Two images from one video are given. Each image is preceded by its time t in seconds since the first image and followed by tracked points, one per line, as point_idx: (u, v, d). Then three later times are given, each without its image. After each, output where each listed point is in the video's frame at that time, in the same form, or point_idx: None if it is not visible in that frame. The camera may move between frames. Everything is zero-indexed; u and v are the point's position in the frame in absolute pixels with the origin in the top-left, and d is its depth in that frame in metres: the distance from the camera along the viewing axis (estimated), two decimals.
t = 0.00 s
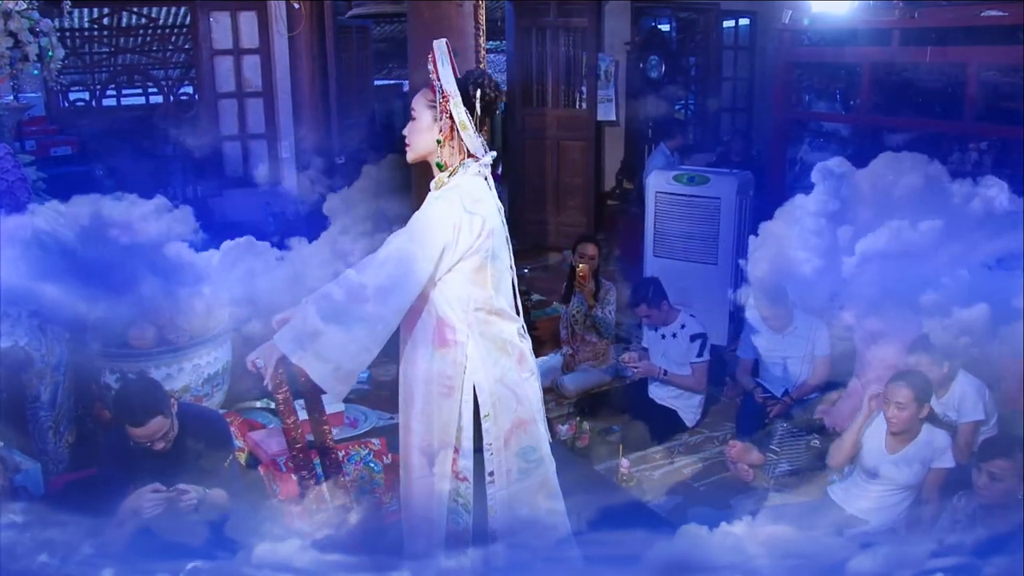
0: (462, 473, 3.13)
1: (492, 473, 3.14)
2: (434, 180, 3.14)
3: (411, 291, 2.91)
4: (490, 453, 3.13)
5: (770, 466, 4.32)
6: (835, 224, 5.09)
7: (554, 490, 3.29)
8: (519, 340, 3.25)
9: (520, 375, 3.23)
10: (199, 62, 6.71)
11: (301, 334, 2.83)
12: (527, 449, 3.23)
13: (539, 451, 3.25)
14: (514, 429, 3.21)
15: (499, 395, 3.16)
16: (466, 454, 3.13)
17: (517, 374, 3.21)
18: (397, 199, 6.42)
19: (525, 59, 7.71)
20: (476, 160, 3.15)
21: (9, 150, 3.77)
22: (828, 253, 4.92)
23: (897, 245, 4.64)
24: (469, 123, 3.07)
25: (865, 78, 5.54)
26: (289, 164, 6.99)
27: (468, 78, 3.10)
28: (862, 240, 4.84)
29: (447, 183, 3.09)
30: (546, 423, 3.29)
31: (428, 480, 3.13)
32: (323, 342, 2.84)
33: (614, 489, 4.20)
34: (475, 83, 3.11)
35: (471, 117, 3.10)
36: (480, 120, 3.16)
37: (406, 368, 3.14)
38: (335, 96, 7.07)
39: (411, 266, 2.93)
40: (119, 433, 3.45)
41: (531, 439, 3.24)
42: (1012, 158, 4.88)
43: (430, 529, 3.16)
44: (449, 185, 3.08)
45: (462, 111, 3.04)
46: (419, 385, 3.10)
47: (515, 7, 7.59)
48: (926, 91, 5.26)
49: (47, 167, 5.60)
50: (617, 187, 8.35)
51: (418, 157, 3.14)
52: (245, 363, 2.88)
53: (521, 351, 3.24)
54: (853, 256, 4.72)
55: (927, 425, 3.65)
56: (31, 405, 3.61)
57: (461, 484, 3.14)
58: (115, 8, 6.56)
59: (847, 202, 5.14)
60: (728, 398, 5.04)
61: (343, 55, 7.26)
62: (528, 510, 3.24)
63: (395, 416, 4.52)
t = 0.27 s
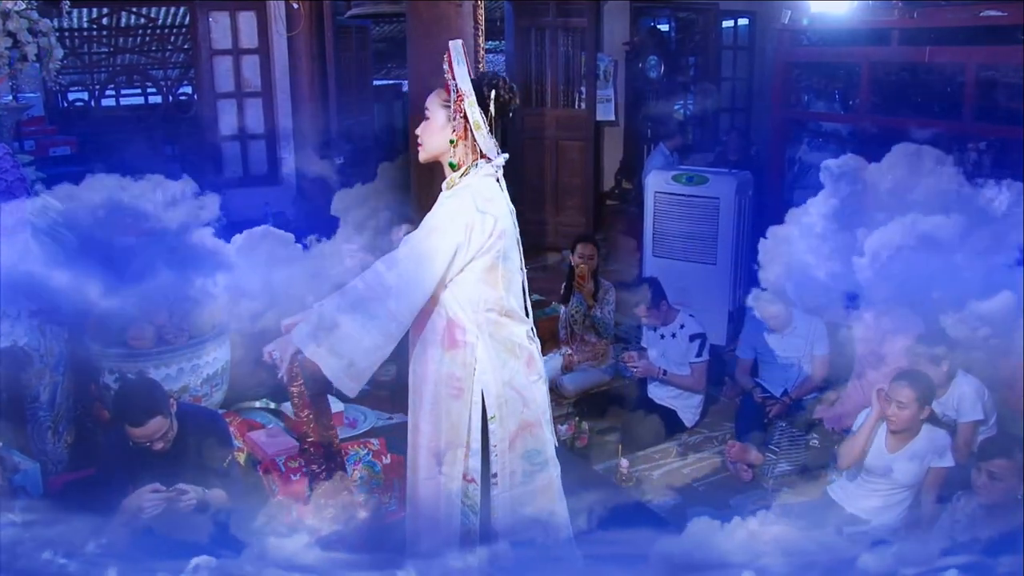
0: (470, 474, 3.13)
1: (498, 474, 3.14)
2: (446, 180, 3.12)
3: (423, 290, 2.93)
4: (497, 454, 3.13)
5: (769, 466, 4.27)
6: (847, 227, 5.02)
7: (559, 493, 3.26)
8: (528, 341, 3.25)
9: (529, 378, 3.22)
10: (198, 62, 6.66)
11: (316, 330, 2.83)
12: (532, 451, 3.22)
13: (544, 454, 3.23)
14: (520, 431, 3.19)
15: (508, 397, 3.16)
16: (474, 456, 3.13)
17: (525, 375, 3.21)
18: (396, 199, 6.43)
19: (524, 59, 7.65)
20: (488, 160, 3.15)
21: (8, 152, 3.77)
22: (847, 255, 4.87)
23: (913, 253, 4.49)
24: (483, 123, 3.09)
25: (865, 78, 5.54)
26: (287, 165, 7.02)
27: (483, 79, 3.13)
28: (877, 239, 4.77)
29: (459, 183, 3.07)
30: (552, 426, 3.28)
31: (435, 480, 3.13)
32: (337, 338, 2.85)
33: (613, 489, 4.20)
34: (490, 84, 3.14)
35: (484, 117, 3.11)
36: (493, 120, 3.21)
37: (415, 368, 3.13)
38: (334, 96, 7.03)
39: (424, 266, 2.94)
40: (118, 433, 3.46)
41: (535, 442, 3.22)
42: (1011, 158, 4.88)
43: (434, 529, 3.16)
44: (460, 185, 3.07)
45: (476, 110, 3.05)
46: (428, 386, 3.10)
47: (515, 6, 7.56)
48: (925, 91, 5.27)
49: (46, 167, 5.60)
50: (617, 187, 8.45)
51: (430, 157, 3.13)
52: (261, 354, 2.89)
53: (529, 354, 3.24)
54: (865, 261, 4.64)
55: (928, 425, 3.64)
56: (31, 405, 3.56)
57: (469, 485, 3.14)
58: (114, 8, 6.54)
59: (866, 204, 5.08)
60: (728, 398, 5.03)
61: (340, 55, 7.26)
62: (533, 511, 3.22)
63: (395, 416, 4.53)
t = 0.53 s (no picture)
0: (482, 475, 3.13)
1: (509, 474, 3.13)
2: (457, 181, 3.12)
3: (439, 292, 2.95)
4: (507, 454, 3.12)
5: (768, 466, 4.32)
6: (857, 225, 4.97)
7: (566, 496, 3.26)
8: (541, 343, 3.23)
9: (542, 381, 3.22)
10: (197, 62, 6.69)
11: (335, 330, 2.89)
12: (541, 453, 3.22)
13: (553, 457, 3.23)
14: (531, 433, 3.20)
15: (520, 399, 3.16)
16: (487, 457, 3.12)
17: (538, 377, 3.21)
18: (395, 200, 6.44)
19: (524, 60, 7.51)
20: (500, 162, 3.14)
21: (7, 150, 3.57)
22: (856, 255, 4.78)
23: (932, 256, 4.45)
24: (496, 124, 3.09)
25: (864, 78, 5.54)
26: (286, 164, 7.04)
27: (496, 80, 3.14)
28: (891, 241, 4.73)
29: (470, 184, 3.08)
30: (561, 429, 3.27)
31: (447, 482, 3.11)
32: (354, 338, 2.91)
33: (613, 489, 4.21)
34: (502, 86, 3.15)
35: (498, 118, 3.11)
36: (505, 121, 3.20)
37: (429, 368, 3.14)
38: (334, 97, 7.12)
39: (439, 268, 2.96)
40: (118, 434, 3.51)
41: (546, 445, 3.22)
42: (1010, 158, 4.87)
43: (443, 528, 3.14)
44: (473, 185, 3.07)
45: (490, 111, 3.05)
46: (442, 387, 3.10)
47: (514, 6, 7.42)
48: (925, 91, 5.26)
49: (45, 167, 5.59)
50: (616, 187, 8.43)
51: (442, 158, 3.13)
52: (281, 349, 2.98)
53: (540, 356, 3.22)
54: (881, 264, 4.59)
55: (927, 425, 3.62)
56: (30, 405, 3.55)
57: (482, 487, 3.13)
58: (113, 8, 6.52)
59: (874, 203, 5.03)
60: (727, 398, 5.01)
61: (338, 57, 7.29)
62: (540, 512, 3.23)
63: (394, 416, 4.52)
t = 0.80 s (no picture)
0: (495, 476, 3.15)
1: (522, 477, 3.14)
2: (470, 183, 3.13)
3: (457, 296, 2.97)
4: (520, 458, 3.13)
5: (769, 466, 4.30)
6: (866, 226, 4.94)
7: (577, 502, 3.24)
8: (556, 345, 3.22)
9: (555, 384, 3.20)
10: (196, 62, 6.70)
11: (359, 332, 2.94)
12: (553, 457, 3.20)
13: (564, 461, 3.21)
14: (543, 437, 3.18)
15: (534, 402, 3.15)
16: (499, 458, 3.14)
17: (553, 380, 3.20)
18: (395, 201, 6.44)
19: (523, 58, 7.46)
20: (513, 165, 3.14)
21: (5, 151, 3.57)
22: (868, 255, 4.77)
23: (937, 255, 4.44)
24: (511, 127, 3.10)
25: (864, 78, 5.54)
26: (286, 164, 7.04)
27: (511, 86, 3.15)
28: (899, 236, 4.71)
29: (483, 187, 3.08)
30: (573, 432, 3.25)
31: (459, 483, 3.14)
32: (378, 341, 2.95)
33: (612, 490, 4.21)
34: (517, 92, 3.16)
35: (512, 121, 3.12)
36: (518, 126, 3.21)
37: (444, 371, 3.15)
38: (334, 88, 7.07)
39: (456, 272, 2.97)
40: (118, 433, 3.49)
41: (558, 449, 3.20)
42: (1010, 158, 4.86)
43: (452, 527, 3.17)
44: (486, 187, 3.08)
45: (505, 113, 3.07)
46: (456, 389, 3.11)
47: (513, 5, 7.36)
48: (924, 91, 5.26)
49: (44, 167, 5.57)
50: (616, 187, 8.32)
51: (455, 160, 3.13)
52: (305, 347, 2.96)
53: (555, 359, 3.21)
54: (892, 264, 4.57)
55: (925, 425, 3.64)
56: (29, 405, 3.56)
57: (493, 487, 3.18)
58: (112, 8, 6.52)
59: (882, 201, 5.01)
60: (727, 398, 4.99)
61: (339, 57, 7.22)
62: (552, 516, 3.21)
63: (393, 416, 4.52)
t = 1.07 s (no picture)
0: (502, 479, 3.19)
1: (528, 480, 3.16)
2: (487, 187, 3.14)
3: (482, 303, 2.97)
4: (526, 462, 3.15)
5: (768, 466, 4.23)
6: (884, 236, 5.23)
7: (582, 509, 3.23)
8: (568, 351, 3.20)
9: (567, 391, 3.19)
10: (196, 62, 6.70)
11: (391, 335, 3.01)
12: (562, 463, 3.19)
13: (573, 468, 3.20)
14: (551, 443, 3.17)
15: (543, 408, 3.15)
16: (507, 462, 3.16)
17: (564, 387, 3.18)
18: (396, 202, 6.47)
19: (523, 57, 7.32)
20: (527, 168, 3.14)
21: (4, 152, 3.55)
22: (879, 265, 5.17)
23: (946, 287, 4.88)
24: (527, 131, 3.11)
25: (863, 78, 5.53)
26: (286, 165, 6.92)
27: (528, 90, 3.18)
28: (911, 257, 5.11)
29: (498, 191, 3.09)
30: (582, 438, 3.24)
31: (466, 484, 3.17)
32: (408, 346, 3.01)
33: (611, 490, 4.21)
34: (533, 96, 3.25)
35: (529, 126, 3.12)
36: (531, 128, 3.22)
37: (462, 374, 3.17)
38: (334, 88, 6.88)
39: (477, 278, 2.98)
40: (117, 433, 3.48)
41: (566, 455, 3.19)
42: (1009, 159, 4.85)
43: (458, 526, 3.21)
44: (503, 192, 3.08)
45: (522, 118, 3.06)
46: (471, 391, 3.14)
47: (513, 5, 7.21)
48: (924, 91, 5.25)
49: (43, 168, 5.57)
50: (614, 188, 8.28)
51: (471, 164, 3.14)
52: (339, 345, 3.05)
53: (568, 365, 3.20)
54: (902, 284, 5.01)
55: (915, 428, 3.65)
56: (29, 406, 3.53)
57: (500, 489, 3.20)
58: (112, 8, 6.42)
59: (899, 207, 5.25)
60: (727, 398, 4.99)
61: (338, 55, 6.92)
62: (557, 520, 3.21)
63: (391, 416, 4.50)
